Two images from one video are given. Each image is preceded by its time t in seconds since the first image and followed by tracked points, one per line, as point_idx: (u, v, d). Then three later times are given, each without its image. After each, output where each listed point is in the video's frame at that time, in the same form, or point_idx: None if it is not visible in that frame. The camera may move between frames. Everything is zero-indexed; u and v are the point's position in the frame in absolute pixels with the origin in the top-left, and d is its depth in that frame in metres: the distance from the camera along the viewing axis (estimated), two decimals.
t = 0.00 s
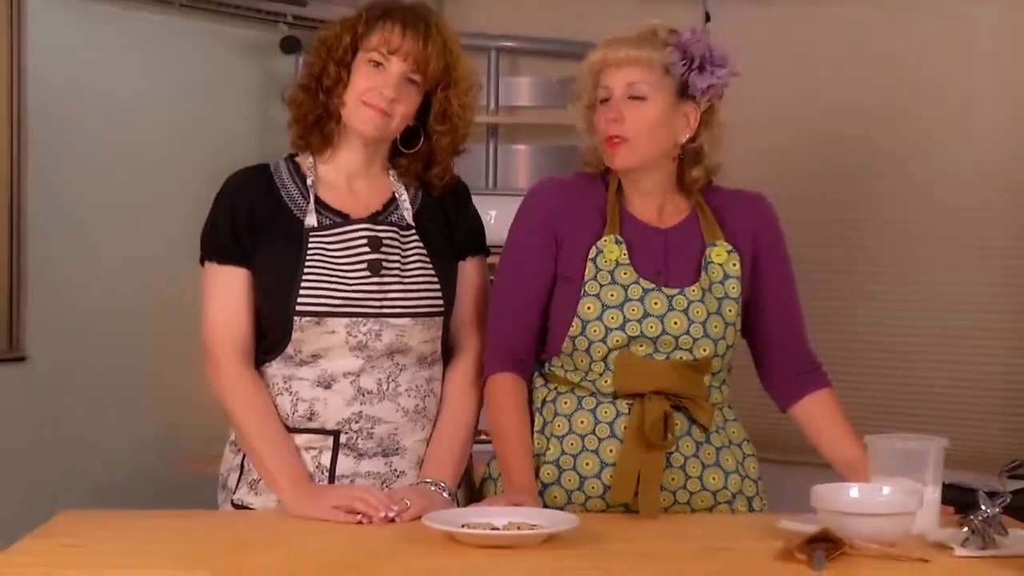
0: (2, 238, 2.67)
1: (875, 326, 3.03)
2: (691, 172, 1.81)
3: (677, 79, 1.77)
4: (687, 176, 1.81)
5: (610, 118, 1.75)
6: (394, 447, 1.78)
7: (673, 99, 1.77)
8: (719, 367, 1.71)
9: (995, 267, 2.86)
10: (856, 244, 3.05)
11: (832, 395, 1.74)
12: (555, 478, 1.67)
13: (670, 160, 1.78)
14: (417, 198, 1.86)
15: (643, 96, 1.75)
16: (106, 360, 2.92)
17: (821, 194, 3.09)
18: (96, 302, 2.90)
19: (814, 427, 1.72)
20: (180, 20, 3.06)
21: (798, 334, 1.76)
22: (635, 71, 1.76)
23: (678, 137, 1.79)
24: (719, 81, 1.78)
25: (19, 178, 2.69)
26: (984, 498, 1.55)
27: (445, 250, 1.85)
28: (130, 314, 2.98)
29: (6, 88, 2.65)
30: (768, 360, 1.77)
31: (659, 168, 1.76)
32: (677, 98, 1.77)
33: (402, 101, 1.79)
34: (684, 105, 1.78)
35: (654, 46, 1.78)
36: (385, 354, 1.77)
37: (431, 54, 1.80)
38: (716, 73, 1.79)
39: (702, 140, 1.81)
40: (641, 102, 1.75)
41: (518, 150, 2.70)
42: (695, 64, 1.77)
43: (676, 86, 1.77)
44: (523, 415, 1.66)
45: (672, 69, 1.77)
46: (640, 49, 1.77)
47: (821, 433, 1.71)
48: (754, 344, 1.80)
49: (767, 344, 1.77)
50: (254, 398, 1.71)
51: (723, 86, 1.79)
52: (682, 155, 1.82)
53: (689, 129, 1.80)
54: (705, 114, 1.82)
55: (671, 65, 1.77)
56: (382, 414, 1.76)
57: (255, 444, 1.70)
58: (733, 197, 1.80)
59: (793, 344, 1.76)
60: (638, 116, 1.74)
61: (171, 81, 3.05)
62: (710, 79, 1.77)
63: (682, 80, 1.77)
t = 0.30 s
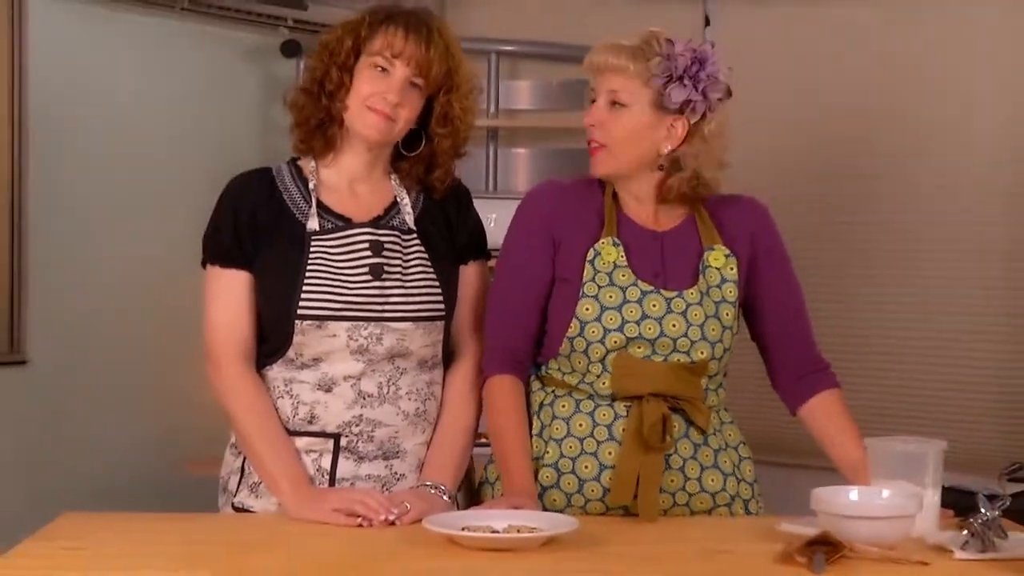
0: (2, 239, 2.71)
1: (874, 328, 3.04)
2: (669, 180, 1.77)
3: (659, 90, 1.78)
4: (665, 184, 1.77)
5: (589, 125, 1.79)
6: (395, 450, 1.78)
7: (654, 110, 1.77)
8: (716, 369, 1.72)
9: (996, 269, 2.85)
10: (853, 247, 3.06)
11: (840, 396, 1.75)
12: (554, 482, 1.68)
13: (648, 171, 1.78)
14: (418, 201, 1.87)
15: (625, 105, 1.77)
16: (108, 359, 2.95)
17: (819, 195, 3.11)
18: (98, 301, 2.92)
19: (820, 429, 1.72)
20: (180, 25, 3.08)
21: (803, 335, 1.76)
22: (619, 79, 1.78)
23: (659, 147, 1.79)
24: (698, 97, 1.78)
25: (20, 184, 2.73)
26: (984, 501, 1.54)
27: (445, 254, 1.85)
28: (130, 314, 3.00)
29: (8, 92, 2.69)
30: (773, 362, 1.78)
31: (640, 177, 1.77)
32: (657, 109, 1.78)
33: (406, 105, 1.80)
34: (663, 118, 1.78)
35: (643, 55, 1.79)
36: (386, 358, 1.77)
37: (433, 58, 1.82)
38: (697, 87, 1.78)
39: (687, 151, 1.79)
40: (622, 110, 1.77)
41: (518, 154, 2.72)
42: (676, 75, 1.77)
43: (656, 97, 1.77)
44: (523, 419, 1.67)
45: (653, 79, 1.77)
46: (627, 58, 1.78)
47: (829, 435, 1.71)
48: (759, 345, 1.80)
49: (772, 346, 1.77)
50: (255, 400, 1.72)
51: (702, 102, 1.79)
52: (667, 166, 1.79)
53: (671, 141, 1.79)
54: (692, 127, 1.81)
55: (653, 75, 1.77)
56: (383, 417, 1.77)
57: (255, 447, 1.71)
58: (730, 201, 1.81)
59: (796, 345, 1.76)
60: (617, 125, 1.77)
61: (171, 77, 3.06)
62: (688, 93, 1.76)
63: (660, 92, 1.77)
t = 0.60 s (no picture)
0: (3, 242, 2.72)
1: (875, 332, 3.03)
2: (662, 195, 1.77)
3: (650, 108, 1.76)
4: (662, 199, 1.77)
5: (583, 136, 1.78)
6: (396, 455, 1.79)
7: (644, 128, 1.76)
8: (710, 371, 1.72)
9: (995, 275, 2.85)
10: (850, 252, 3.07)
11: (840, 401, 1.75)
12: (551, 484, 1.68)
13: (638, 182, 1.77)
14: (419, 203, 1.86)
15: (617, 121, 1.76)
16: (109, 362, 2.95)
17: (817, 197, 3.11)
18: (97, 301, 2.93)
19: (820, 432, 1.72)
20: (181, 31, 3.09)
21: (798, 339, 1.77)
22: (611, 94, 1.77)
23: (650, 162, 1.77)
24: (687, 118, 1.76)
25: (21, 192, 2.74)
26: (984, 505, 1.54)
27: (445, 258, 1.85)
28: (130, 317, 3.00)
29: (7, 98, 2.71)
30: (773, 366, 1.77)
31: (633, 186, 1.77)
32: (648, 127, 1.76)
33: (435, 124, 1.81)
34: (653, 135, 1.77)
35: (637, 70, 1.77)
36: (387, 363, 1.78)
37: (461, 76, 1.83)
38: (688, 107, 1.76)
39: (677, 168, 1.77)
40: (614, 125, 1.76)
41: (518, 157, 2.73)
42: (666, 96, 1.75)
43: (646, 116, 1.76)
44: (523, 423, 1.67)
45: (644, 98, 1.75)
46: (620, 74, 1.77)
47: (827, 441, 1.71)
48: (757, 349, 1.80)
49: (771, 351, 1.77)
50: (256, 404, 1.72)
51: (692, 123, 1.77)
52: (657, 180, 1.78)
53: (662, 157, 1.78)
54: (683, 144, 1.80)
55: (644, 93, 1.76)
56: (384, 423, 1.77)
57: (256, 451, 1.71)
58: (725, 206, 1.81)
59: (791, 349, 1.76)
60: (610, 138, 1.76)
61: (171, 82, 3.07)
62: (677, 114, 1.75)
63: (650, 110, 1.76)
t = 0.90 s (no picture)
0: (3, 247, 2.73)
1: (874, 338, 3.04)
2: (665, 196, 1.77)
3: (647, 109, 1.76)
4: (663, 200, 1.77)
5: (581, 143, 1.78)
6: (396, 461, 1.79)
7: (642, 129, 1.76)
8: (712, 378, 1.72)
9: (994, 282, 2.86)
10: (849, 258, 3.07)
11: (840, 407, 1.75)
12: (553, 489, 1.68)
13: (640, 185, 1.77)
14: (420, 209, 1.86)
15: (614, 125, 1.77)
16: (110, 366, 2.96)
17: (817, 204, 3.12)
18: (97, 304, 2.93)
19: (821, 439, 1.72)
20: (181, 36, 3.10)
21: (798, 345, 1.77)
22: (608, 98, 1.78)
23: (651, 163, 1.77)
24: (685, 116, 1.76)
25: (21, 194, 2.75)
26: (984, 511, 1.54)
27: (445, 261, 1.85)
28: (131, 322, 3.01)
29: (7, 97, 2.73)
30: (773, 372, 1.78)
31: (635, 190, 1.77)
32: (646, 127, 1.76)
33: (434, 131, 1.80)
34: (652, 134, 1.77)
35: (632, 73, 1.78)
36: (388, 369, 1.78)
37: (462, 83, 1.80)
38: (685, 104, 1.76)
39: (678, 167, 1.78)
40: (611, 129, 1.77)
41: (518, 163, 2.74)
42: (662, 95, 1.75)
43: (643, 117, 1.76)
44: (523, 429, 1.67)
45: (641, 99, 1.76)
46: (616, 77, 1.77)
47: (827, 447, 1.71)
48: (756, 356, 1.80)
49: (770, 357, 1.78)
50: (256, 410, 1.72)
51: (690, 120, 1.77)
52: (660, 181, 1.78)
53: (662, 157, 1.78)
54: (682, 143, 1.80)
55: (641, 95, 1.76)
56: (384, 429, 1.77)
57: (256, 458, 1.71)
58: (726, 213, 1.82)
59: (791, 355, 1.76)
60: (608, 142, 1.76)
61: (172, 88, 3.07)
62: (675, 112, 1.75)
63: (648, 110, 1.76)
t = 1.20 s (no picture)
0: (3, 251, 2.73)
1: (874, 342, 3.04)
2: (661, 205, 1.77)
3: (648, 118, 1.76)
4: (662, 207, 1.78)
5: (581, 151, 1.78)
6: (395, 466, 1.79)
7: (642, 139, 1.77)
8: (711, 383, 1.72)
9: (994, 286, 2.86)
10: (849, 263, 3.07)
11: (838, 412, 1.75)
12: (553, 494, 1.68)
13: (638, 194, 1.78)
14: (420, 213, 1.87)
15: (614, 133, 1.77)
16: (110, 370, 2.96)
17: (817, 208, 3.12)
18: (97, 309, 2.93)
19: (819, 444, 1.72)
20: (182, 40, 3.10)
21: (796, 350, 1.77)
22: (609, 107, 1.78)
23: (650, 172, 1.78)
24: (685, 128, 1.76)
25: (21, 198, 2.75)
26: (984, 515, 1.54)
27: (444, 265, 1.85)
28: (131, 326, 3.01)
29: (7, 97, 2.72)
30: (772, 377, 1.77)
31: (633, 199, 1.78)
32: (645, 137, 1.77)
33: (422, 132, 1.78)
34: (651, 145, 1.77)
35: (633, 82, 1.78)
36: (387, 374, 1.78)
37: (444, 84, 1.78)
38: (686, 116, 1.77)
39: (676, 177, 1.78)
40: (610, 137, 1.77)
41: (518, 168, 2.74)
42: (663, 107, 1.75)
43: (644, 125, 1.76)
44: (523, 434, 1.67)
45: (641, 109, 1.76)
46: (617, 85, 1.77)
47: (825, 451, 1.71)
48: (754, 361, 1.80)
49: (767, 363, 1.78)
50: (256, 415, 1.72)
51: (690, 132, 1.77)
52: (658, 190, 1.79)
53: (661, 166, 1.78)
54: (681, 152, 1.80)
55: (642, 104, 1.76)
56: (383, 434, 1.77)
57: (256, 462, 1.71)
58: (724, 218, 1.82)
59: (789, 361, 1.76)
60: (606, 151, 1.77)
61: (172, 92, 3.08)
62: (675, 124, 1.75)
63: (648, 120, 1.76)
